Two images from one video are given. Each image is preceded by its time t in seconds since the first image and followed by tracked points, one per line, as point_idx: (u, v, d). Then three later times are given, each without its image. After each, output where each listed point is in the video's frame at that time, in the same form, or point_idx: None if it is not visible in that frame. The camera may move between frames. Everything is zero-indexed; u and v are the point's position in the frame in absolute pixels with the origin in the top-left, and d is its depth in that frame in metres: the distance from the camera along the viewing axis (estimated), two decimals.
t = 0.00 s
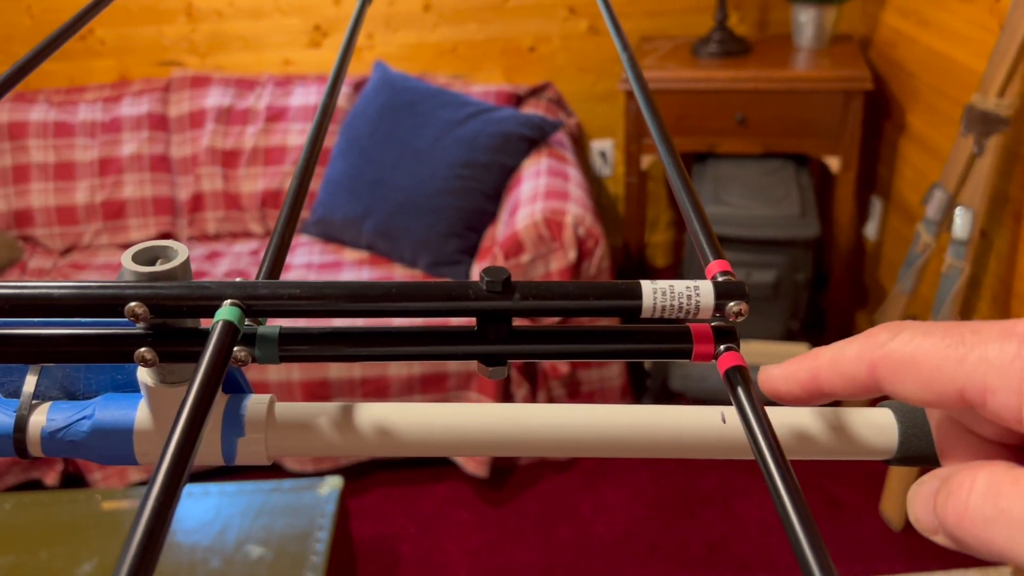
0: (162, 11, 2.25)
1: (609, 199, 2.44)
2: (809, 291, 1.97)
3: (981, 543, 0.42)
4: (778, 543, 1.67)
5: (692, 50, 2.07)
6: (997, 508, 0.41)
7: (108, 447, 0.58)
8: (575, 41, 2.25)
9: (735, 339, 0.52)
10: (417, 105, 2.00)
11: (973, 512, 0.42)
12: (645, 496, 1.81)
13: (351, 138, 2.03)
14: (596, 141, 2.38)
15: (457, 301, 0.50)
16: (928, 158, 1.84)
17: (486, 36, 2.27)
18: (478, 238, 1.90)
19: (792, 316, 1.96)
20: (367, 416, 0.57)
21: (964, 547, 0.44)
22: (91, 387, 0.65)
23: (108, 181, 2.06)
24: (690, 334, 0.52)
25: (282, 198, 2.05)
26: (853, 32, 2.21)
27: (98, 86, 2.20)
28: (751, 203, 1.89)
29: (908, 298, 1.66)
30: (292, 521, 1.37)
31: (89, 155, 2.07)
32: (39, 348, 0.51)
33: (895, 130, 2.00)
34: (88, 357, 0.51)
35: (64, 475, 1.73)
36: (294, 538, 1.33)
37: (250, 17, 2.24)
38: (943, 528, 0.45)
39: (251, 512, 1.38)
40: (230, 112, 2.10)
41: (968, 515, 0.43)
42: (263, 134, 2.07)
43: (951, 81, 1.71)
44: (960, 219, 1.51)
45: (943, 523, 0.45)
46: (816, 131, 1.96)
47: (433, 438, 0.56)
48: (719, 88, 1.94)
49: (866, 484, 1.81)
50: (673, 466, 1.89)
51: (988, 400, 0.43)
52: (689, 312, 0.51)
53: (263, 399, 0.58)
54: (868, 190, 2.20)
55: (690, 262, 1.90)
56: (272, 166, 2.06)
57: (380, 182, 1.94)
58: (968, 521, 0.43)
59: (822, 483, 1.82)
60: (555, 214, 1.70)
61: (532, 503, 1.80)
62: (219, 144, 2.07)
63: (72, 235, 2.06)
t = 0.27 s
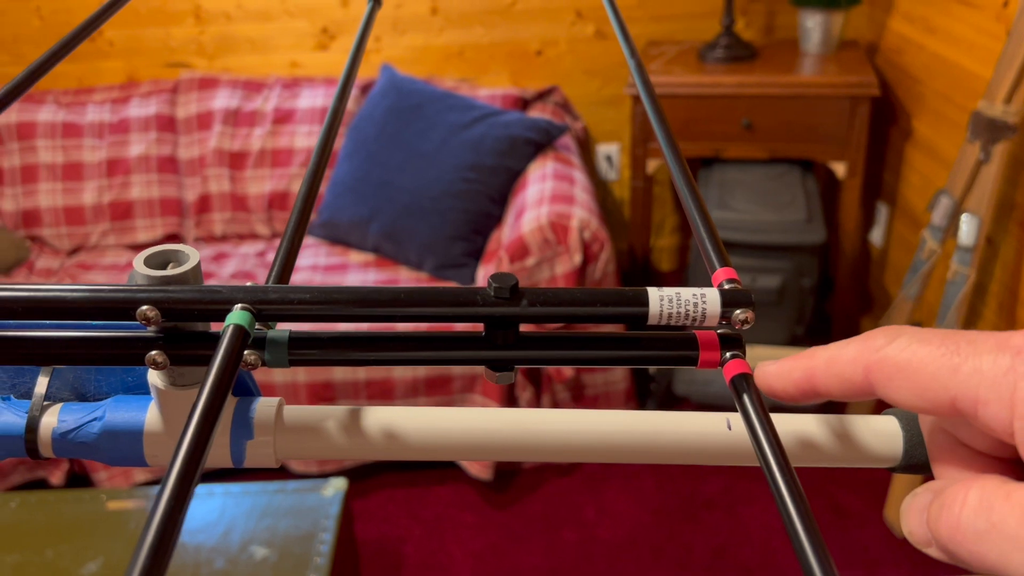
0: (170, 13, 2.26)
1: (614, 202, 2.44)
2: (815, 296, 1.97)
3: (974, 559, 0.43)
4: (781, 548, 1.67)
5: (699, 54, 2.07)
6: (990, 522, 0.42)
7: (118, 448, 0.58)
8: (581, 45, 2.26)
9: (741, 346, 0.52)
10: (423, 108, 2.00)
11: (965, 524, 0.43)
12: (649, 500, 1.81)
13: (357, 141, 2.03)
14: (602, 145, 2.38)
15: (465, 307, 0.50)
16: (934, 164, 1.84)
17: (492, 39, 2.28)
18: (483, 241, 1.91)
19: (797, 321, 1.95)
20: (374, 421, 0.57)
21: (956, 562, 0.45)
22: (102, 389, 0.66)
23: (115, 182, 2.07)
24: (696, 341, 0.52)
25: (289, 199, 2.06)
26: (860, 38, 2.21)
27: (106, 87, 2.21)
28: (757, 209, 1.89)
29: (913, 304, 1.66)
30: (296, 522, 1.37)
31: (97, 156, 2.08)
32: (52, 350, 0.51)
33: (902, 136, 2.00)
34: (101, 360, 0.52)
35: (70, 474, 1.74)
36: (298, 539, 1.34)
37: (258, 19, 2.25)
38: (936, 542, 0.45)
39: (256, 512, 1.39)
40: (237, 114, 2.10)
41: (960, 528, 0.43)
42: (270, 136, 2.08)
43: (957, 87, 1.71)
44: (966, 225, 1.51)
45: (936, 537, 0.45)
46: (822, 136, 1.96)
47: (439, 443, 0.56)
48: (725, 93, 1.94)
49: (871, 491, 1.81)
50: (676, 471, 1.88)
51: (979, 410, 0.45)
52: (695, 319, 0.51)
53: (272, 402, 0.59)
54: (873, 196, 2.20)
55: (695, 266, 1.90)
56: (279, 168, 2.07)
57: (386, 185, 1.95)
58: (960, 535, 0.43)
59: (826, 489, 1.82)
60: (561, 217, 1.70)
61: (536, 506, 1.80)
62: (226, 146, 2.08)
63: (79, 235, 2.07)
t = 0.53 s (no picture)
0: (181, 17, 2.27)
1: (622, 208, 2.44)
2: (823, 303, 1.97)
3: None
4: (787, 554, 1.67)
5: (707, 61, 2.07)
6: None
7: (141, 454, 0.59)
8: (590, 51, 2.26)
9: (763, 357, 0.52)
10: (433, 113, 2.01)
11: None
12: (656, 506, 1.81)
13: (366, 145, 2.04)
14: (610, 150, 2.38)
15: (489, 316, 0.50)
16: (943, 172, 1.84)
17: (501, 45, 2.28)
18: (491, 246, 1.91)
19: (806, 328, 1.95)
20: (396, 428, 0.57)
21: None
22: (125, 396, 0.66)
23: (124, 185, 2.08)
24: (719, 353, 0.52)
25: (297, 203, 2.06)
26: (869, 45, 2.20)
27: (117, 91, 2.22)
28: (765, 215, 1.89)
29: (922, 311, 1.66)
30: (302, 526, 1.37)
31: (107, 159, 2.09)
32: (78, 357, 0.52)
33: (911, 144, 2.00)
34: (126, 368, 0.52)
35: (79, 476, 1.74)
36: (305, 543, 1.34)
37: (268, 24, 2.26)
38: None
39: (263, 516, 1.39)
40: (246, 118, 2.11)
41: None
42: (279, 140, 2.09)
43: (967, 95, 1.71)
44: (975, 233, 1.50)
45: None
46: (831, 143, 1.96)
47: (461, 451, 0.57)
48: (734, 99, 1.94)
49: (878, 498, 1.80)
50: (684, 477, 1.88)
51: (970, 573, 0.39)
52: (718, 330, 0.51)
53: (294, 410, 0.59)
54: (882, 203, 2.19)
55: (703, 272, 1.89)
56: (288, 172, 2.08)
57: (395, 189, 1.95)
58: None
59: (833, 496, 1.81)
60: (570, 223, 1.70)
61: (542, 512, 1.80)
62: (235, 150, 2.09)
63: (89, 238, 2.08)
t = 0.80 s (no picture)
0: (189, 21, 2.28)
1: (629, 213, 2.44)
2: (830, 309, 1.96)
3: None
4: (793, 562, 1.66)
5: (715, 66, 2.07)
6: None
7: (148, 460, 0.58)
8: (597, 56, 2.26)
9: (774, 367, 0.52)
10: (440, 118, 2.01)
11: None
12: (661, 512, 1.80)
13: (373, 149, 2.04)
14: (617, 155, 2.38)
15: (497, 324, 0.50)
16: (951, 178, 1.83)
17: (508, 50, 2.28)
18: (498, 251, 1.91)
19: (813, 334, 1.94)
20: (403, 436, 0.57)
21: None
22: (131, 401, 0.66)
23: (132, 188, 2.09)
24: (729, 362, 0.52)
25: (304, 207, 2.06)
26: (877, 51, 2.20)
27: (125, 94, 2.23)
28: (771, 221, 1.88)
29: (930, 318, 1.65)
30: (308, 530, 1.37)
31: (115, 162, 2.10)
32: (85, 363, 0.52)
33: (919, 150, 1.99)
34: (133, 373, 0.52)
35: (85, 479, 1.74)
36: (311, 547, 1.34)
37: (276, 28, 2.27)
38: None
39: (268, 519, 1.39)
40: (254, 122, 2.12)
41: None
42: (287, 144, 2.09)
43: (976, 101, 1.70)
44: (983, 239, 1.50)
45: None
46: (839, 149, 1.96)
47: (469, 459, 0.56)
48: (741, 105, 1.94)
49: (885, 506, 1.79)
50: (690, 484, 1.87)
51: None
52: (728, 339, 0.51)
53: (301, 415, 0.59)
54: (890, 209, 2.18)
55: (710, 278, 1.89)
56: (295, 176, 2.08)
57: (402, 193, 1.95)
58: None
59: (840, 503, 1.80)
60: (576, 228, 1.70)
61: (548, 517, 1.79)
62: (242, 154, 2.10)
63: (96, 241, 2.08)
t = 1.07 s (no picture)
0: (195, 24, 2.28)
1: (634, 217, 2.44)
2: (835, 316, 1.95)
3: None
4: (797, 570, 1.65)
5: (720, 71, 2.06)
6: None
7: (146, 468, 0.58)
8: (603, 60, 2.26)
9: (777, 377, 0.51)
10: (445, 122, 2.01)
11: None
12: (665, 517, 1.79)
13: (378, 153, 2.04)
14: (622, 160, 2.38)
15: (499, 332, 0.50)
16: (958, 184, 1.82)
17: (514, 54, 2.28)
18: (502, 255, 1.91)
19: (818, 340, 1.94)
20: (403, 446, 0.57)
21: None
22: (130, 408, 0.66)
23: (138, 191, 2.09)
24: (732, 373, 0.52)
25: (309, 211, 2.07)
26: (883, 56, 2.19)
27: (131, 97, 2.24)
28: (776, 227, 1.88)
29: (936, 324, 1.64)
30: (310, 534, 1.37)
31: (120, 165, 2.10)
32: (84, 369, 0.52)
33: (925, 155, 1.98)
34: (131, 380, 0.52)
35: (88, 481, 1.75)
36: (313, 552, 1.34)
37: (282, 32, 2.27)
38: None
39: (271, 523, 1.39)
40: (259, 125, 2.12)
41: None
42: (292, 147, 2.09)
43: (982, 107, 1.70)
44: (989, 246, 1.49)
45: None
46: (844, 154, 1.95)
47: (470, 468, 0.56)
48: (746, 110, 1.93)
49: (890, 513, 1.78)
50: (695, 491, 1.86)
51: None
52: (731, 349, 0.50)
53: (301, 424, 0.59)
54: (896, 215, 2.18)
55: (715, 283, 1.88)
56: (300, 179, 2.08)
57: (407, 197, 1.95)
58: None
59: (844, 510, 1.79)
60: (581, 233, 1.70)
61: (552, 522, 1.79)
62: (248, 157, 2.10)
63: (102, 243, 2.09)
